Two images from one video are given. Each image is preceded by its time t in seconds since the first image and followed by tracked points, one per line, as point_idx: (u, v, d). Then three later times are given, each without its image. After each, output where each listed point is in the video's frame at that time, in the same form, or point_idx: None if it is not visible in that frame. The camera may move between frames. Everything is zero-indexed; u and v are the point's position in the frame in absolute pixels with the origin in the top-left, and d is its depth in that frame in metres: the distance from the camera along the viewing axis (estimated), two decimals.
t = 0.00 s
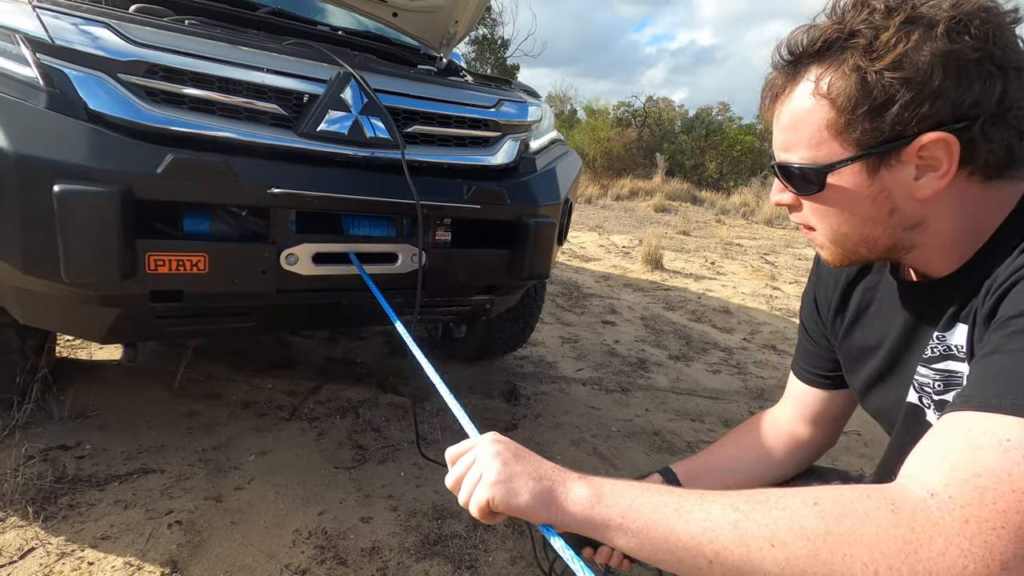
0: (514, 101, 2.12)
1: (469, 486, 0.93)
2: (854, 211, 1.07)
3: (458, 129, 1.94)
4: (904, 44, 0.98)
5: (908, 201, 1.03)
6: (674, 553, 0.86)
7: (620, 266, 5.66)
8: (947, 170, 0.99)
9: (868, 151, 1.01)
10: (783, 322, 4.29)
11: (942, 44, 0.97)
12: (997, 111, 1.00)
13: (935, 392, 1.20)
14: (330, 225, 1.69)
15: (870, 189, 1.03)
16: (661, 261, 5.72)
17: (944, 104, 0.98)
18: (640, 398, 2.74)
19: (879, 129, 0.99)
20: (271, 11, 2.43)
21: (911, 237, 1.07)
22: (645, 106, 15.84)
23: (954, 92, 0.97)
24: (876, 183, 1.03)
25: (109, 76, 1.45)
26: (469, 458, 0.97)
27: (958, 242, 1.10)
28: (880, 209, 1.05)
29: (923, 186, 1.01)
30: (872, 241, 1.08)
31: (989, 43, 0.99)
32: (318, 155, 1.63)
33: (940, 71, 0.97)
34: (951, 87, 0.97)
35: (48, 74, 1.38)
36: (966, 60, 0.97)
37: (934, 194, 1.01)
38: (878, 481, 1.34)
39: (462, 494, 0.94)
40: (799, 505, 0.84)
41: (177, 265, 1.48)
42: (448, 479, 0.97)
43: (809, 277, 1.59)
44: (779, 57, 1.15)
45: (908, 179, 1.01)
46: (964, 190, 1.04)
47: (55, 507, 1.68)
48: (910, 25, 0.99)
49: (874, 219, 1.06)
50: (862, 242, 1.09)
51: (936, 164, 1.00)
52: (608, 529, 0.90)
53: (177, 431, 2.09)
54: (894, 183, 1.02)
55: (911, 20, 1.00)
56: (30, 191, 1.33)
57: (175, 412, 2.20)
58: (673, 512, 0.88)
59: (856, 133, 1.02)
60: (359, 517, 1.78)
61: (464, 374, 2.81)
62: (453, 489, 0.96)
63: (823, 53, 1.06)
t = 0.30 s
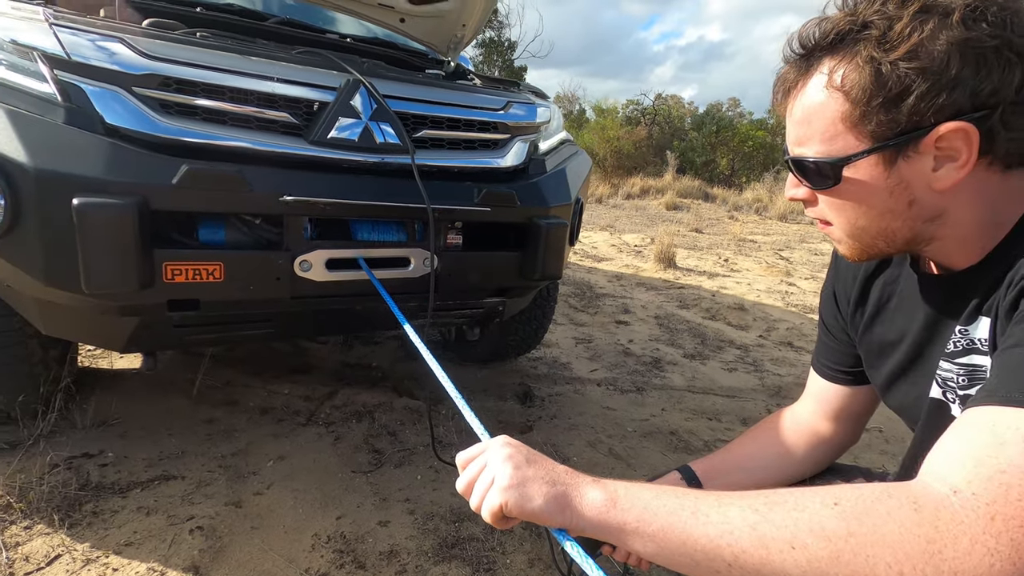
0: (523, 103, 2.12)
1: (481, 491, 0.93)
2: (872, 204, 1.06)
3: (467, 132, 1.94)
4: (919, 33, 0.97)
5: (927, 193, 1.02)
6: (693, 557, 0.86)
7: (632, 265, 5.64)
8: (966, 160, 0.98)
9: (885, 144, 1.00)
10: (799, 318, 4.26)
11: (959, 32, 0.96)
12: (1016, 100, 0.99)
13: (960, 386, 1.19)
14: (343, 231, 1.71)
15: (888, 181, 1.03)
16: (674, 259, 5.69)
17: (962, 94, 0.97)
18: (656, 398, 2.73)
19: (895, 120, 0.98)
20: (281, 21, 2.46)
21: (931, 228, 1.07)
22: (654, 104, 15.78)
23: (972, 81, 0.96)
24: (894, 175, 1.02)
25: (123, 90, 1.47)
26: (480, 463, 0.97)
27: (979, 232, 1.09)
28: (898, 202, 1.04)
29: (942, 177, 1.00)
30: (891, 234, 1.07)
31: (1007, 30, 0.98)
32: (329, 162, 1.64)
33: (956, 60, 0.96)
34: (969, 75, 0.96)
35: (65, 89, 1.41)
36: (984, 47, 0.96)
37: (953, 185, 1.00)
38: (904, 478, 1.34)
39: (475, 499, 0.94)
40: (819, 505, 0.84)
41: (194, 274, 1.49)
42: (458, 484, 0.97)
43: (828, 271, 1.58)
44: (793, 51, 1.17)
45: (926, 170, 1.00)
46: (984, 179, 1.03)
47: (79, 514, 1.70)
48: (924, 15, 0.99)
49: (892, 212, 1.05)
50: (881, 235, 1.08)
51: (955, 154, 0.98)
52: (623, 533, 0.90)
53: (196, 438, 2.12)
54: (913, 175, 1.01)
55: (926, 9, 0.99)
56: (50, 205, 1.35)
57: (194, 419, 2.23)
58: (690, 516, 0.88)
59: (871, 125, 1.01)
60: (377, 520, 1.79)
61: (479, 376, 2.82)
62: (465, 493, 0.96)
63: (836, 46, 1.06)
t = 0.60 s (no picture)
0: (535, 101, 2.13)
1: (497, 499, 0.93)
2: (893, 194, 1.05)
3: (480, 130, 1.95)
4: (940, 20, 0.97)
5: (950, 182, 1.01)
6: (718, 563, 0.85)
7: (646, 262, 5.62)
8: (991, 148, 0.96)
9: (906, 132, 1.00)
10: (816, 314, 4.22)
11: (981, 18, 0.96)
12: None
13: (982, 379, 1.18)
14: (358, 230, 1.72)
15: (909, 171, 1.02)
16: (688, 255, 5.66)
17: (983, 81, 0.96)
18: (671, 395, 2.73)
19: (915, 109, 0.98)
20: (295, 23, 2.48)
21: (954, 219, 1.05)
22: (667, 100, 15.69)
23: (995, 68, 0.95)
24: (915, 164, 1.01)
25: (142, 93, 1.50)
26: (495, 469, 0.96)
27: (1003, 222, 1.07)
28: (920, 192, 1.03)
29: (965, 166, 0.99)
30: (913, 225, 1.06)
31: None
32: (343, 161, 1.66)
33: (978, 47, 0.96)
34: (991, 62, 0.95)
35: (86, 94, 1.44)
36: (1007, 33, 0.95)
37: (976, 174, 0.99)
38: (927, 478, 1.31)
39: (490, 507, 0.93)
40: (847, 507, 0.83)
41: (213, 273, 1.52)
42: (474, 490, 0.97)
43: (846, 265, 1.57)
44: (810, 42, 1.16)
45: (948, 159, 0.99)
46: (1009, 168, 1.01)
47: (104, 510, 1.74)
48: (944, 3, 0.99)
49: (913, 203, 1.04)
50: (902, 226, 1.07)
51: (978, 143, 0.97)
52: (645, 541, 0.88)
53: (216, 436, 2.15)
54: (935, 165, 1.00)
55: None
56: (73, 207, 1.38)
57: (214, 417, 2.26)
58: (714, 523, 0.87)
59: (890, 114, 1.00)
60: (394, 517, 1.81)
61: (494, 374, 2.83)
62: (480, 500, 0.96)
63: (855, 35, 1.07)
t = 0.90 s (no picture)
0: (532, 104, 2.14)
1: (495, 490, 0.94)
2: (871, 188, 1.08)
3: (478, 134, 1.96)
4: (906, 20, 1.01)
5: (924, 176, 1.02)
6: (712, 557, 0.86)
7: (645, 264, 5.62)
8: (957, 142, 0.96)
9: (876, 126, 1.03)
10: (816, 315, 4.22)
11: (946, 17, 0.98)
12: (1013, 82, 0.96)
13: (978, 380, 1.18)
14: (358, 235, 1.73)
15: (883, 164, 1.04)
16: (688, 258, 5.67)
17: (949, 77, 0.97)
18: (671, 397, 2.73)
19: (885, 103, 1.01)
20: (293, 28, 2.49)
21: (933, 213, 1.05)
22: (665, 103, 15.72)
23: (960, 63, 0.96)
24: (888, 157, 1.03)
25: (141, 100, 1.50)
26: (493, 461, 0.97)
27: (987, 217, 1.05)
28: (896, 185, 1.05)
29: (935, 160, 0.98)
30: (892, 218, 1.08)
31: (999, 14, 0.97)
32: (342, 166, 1.67)
33: (943, 43, 0.97)
34: (955, 57, 0.96)
35: (86, 101, 1.44)
36: (971, 31, 0.97)
37: (949, 169, 0.98)
38: (922, 476, 1.32)
39: (488, 498, 0.94)
40: (840, 504, 0.83)
41: (212, 278, 1.52)
42: (472, 482, 0.98)
43: (842, 266, 1.58)
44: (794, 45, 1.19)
45: (919, 153, 1.00)
46: (989, 162, 0.99)
47: (104, 516, 1.74)
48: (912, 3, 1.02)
49: (890, 195, 1.06)
50: (882, 219, 1.09)
51: (946, 137, 0.97)
52: (640, 533, 0.89)
53: (216, 440, 2.15)
54: (907, 158, 1.02)
55: None
56: (73, 213, 1.38)
57: (214, 422, 2.27)
58: (709, 518, 0.88)
59: (862, 108, 1.04)
60: (394, 521, 1.81)
61: (493, 377, 2.83)
62: (478, 492, 0.97)
63: (833, 37, 1.11)
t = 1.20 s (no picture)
0: (533, 107, 2.15)
1: (496, 508, 0.92)
2: (872, 186, 1.08)
3: (478, 137, 1.97)
4: (906, 18, 1.02)
5: (924, 174, 1.02)
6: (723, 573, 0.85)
7: (646, 266, 5.63)
8: (957, 139, 0.96)
9: (876, 124, 1.03)
10: (817, 317, 4.22)
11: (945, 15, 0.99)
12: (1013, 80, 0.96)
13: (981, 382, 1.19)
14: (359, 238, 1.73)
15: (884, 162, 1.05)
16: (688, 259, 5.67)
17: (948, 74, 0.98)
18: (672, 399, 2.73)
19: (885, 100, 1.01)
20: (294, 33, 2.50)
21: (935, 211, 1.05)
22: (666, 105, 15.74)
23: (959, 61, 0.97)
24: (889, 155, 1.04)
25: (143, 104, 1.51)
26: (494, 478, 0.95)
27: (990, 214, 1.05)
28: (896, 183, 1.05)
29: (936, 158, 0.99)
30: (893, 217, 1.08)
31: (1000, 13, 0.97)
32: (343, 170, 1.67)
33: (943, 41, 0.98)
34: (955, 55, 0.97)
35: (88, 105, 1.45)
36: (970, 29, 0.97)
37: (949, 166, 0.99)
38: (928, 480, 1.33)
39: (489, 516, 0.92)
40: (850, 513, 0.83)
41: (214, 282, 1.53)
42: (472, 499, 0.96)
43: (843, 267, 1.58)
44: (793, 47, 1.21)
45: (920, 151, 1.01)
46: (990, 159, 1.00)
47: (107, 519, 1.74)
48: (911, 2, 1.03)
49: (892, 195, 1.07)
50: (883, 218, 1.10)
51: (946, 134, 0.98)
52: (646, 553, 0.88)
53: (218, 444, 2.15)
54: (908, 156, 1.02)
55: None
56: (76, 218, 1.39)
57: (216, 425, 2.27)
58: (717, 533, 0.87)
59: (863, 107, 1.04)
60: (396, 523, 1.81)
61: (495, 379, 2.84)
62: (478, 509, 0.95)
63: (833, 38, 1.12)
